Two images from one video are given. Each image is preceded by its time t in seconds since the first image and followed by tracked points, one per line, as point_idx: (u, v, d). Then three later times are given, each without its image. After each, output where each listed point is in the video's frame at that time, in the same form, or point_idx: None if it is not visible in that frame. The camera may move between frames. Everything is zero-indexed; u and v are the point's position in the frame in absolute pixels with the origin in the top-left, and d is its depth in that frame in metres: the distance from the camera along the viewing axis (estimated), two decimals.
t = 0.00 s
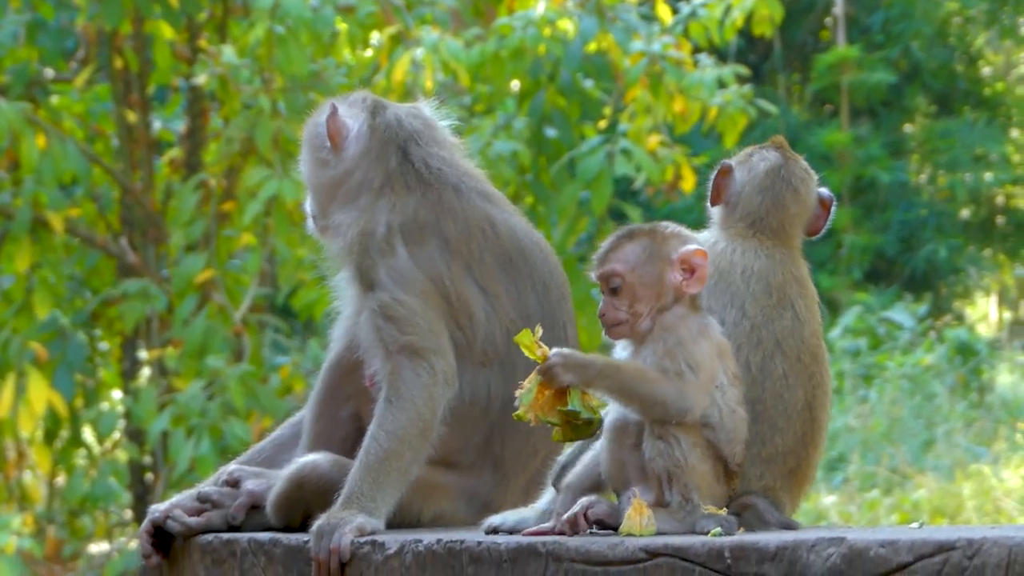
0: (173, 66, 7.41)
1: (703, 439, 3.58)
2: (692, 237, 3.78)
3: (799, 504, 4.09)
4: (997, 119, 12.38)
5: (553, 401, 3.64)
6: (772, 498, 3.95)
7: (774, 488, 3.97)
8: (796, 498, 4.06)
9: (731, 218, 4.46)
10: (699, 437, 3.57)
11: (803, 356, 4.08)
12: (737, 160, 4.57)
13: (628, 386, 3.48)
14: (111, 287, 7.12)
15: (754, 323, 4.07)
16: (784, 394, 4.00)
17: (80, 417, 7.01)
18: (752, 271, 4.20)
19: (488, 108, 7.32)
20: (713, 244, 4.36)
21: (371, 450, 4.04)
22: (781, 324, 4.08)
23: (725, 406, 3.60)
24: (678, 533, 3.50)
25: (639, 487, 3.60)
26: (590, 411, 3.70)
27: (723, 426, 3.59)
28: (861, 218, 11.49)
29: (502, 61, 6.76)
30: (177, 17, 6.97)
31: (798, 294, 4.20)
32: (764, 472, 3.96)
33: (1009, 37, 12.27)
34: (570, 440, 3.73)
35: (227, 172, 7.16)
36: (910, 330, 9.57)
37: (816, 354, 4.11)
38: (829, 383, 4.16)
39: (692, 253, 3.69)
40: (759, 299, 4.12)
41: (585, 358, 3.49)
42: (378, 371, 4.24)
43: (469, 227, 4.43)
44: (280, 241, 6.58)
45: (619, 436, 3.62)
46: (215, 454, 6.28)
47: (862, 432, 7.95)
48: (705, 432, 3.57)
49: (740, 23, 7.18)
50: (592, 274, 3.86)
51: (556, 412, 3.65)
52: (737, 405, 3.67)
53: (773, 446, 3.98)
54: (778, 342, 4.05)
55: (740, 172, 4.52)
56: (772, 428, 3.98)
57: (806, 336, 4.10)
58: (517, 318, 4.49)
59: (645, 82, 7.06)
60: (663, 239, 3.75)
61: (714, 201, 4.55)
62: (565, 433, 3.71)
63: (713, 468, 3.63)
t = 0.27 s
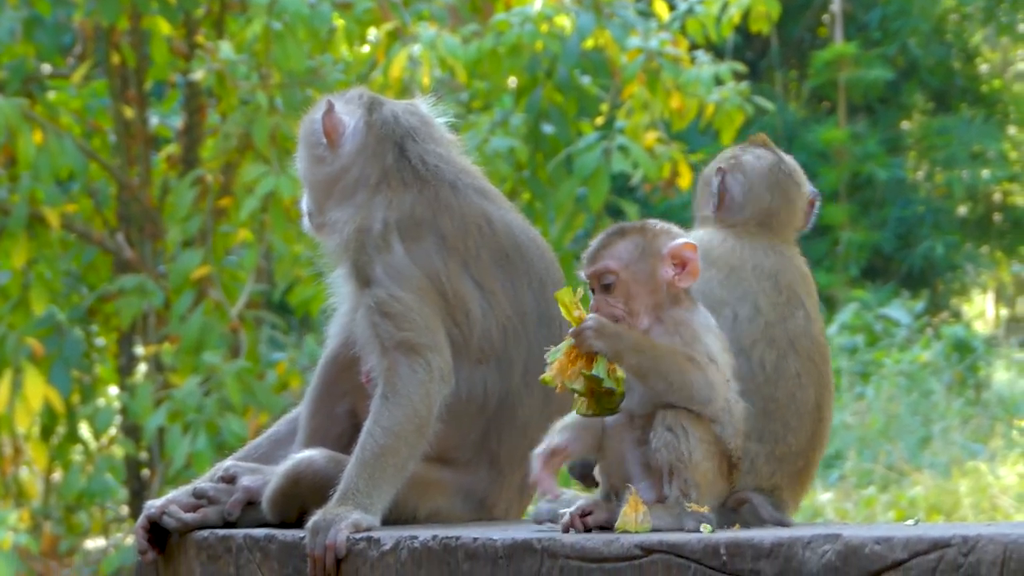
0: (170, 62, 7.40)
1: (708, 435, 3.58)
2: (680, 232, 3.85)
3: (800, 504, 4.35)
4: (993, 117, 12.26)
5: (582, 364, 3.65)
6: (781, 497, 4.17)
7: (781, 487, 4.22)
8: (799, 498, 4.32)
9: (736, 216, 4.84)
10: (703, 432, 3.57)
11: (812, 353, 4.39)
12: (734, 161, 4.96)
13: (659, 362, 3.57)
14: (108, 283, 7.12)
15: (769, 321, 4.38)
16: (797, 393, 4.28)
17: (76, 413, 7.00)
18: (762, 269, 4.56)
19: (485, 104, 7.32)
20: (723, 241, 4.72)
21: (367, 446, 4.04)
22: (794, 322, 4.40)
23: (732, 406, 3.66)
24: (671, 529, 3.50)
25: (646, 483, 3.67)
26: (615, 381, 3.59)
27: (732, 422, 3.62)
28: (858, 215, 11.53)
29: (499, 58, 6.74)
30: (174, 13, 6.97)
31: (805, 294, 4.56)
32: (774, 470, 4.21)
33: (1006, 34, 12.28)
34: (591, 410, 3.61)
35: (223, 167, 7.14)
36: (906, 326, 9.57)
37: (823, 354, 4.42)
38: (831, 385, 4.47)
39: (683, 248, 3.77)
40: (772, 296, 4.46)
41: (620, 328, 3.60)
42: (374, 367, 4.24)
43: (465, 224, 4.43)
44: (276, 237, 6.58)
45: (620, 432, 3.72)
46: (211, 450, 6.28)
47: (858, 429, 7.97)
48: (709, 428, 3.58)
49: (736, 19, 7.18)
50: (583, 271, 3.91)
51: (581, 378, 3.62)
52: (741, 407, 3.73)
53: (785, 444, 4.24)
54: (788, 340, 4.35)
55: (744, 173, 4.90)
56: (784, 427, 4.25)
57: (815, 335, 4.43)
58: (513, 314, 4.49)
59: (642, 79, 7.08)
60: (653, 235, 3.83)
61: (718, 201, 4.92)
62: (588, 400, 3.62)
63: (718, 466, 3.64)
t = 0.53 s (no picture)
0: (166, 58, 7.39)
1: (704, 435, 3.64)
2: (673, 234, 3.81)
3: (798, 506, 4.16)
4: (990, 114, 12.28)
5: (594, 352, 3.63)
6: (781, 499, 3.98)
7: (783, 490, 4.02)
8: (797, 500, 4.12)
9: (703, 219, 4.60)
10: (700, 431, 3.63)
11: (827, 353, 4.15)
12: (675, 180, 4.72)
13: (661, 361, 3.59)
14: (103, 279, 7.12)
15: (793, 322, 4.09)
16: (816, 394, 4.04)
17: (71, 409, 7.00)
18: (784, 269, 4.23)
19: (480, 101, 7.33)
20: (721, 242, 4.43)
21: (361, 443, 4.04)
22: (813, 322, 4.13)
23: (730, 405, 3.69)
24: (665, 525, 3.51)
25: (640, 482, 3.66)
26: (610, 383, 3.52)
27: (729, 421, 3.67)
28: (853, 212, 11.52)
29: (494, 55, 6.74)
30: (170, 9, 6.96)
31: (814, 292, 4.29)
32: (781, 471, 4.00)
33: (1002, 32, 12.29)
34: (568, 406, 3.56)
35: (219, 163, 7.20)
36: (901, 324, 9.58)
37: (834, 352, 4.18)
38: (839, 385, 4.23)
39: (672, 253, 3.73)
40: (793, 295, 4.15)
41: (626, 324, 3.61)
42: (369, 364, 4.25)
43: (460, 220, 4.43)
44: (272, 233, 6.58)
45: (619, 425, 3.68)
46: (206, 446, 6.28)
47: (854, 426, 8.03)
48: (708, 427, 3.64)
49: (732, 16, 7.19)
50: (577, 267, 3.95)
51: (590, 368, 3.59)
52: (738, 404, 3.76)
53: (795, 447, 4.01)
54: (813, 343, 4.09)
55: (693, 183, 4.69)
56: (797, 429, 4.01)
57: (828, 333, 4.19)
58: (508, 311, 4.49)
59: (638, 76, 7.08)
60: (645, 236, 3.80)
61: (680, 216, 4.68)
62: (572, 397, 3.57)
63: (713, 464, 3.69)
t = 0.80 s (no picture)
0: (162, 56, 7.39)
1: (702, 433, 3.64)
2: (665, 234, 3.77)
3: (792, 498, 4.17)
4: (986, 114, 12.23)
5: (604, 353, 3.58)
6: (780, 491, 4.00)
7: (781, 483, 4.03)
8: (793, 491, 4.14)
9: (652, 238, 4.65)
10: (698, 430, 3.63)
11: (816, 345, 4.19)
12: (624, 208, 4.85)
13: (660, 359, 3.58)
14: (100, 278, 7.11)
15: (787, 313, 4.11)
16: (813, 386, 4.07)
17: (68, 407, 7.00)
18: (768, 266, 4.27)
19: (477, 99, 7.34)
20: (697, 247, 4.46)
21: (359, 441, 4.04)
22: (804, 313, 4.18)
23: (727, 403, 3.69)
24: (663, 523, 3.52)
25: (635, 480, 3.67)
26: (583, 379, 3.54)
27: (726, 420, 3.67)
28: (849, 211, 11.50)
29: (491, 53, 6.74)
30: (167, 7, 6.95)
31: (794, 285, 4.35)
32: (779, 464, 4.02)
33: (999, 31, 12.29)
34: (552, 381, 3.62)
35: (216, 162, 7.19)
36: (898, 322, 9.58)
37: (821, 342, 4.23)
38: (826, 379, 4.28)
39: (666, 256, 3.70)
40: (782, 288, 4.20)
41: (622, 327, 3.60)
42: (366, 363, 4.25)
43: (456, 218, 4.43)
44: (268, 232, 6.58)
45: (615, 423, 3.70)
46: (203, 444, 6.28)
47: (850, 425, 8.02)
48: (705, 426, 3.64)
49: (729, 15, 7.19)
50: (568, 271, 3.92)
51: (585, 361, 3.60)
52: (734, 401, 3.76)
53: (793, 439, 4.03)
54: (807, 335, 4.10)
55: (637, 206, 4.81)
56: (795, 421, 4.03)
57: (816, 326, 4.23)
58: (505, 310, 4.49)
59: (635, 74, 7.07)
60: (637, 238, 3.77)
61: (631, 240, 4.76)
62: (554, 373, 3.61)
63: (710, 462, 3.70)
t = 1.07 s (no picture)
0: (158, 54, 7.38)
1: (697, 431, 3.59)
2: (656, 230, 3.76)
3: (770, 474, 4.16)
4: (982, 111, 12.22)
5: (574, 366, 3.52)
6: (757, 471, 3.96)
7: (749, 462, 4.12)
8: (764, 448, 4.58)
9: (557, 274, 4.18)
10: (694, 429, 3.58)
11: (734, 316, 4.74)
12: (519, 223, 4.20)
13: (654, 371, 3.50)
14: (95, 275, 7.10)
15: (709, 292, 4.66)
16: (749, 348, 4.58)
17: (64, 405, 7.00)
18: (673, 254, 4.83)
19: (473, 97, 7.34)
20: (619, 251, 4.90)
21: (354, 439, 4.04)
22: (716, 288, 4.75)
23: (721, 397, 3.64)
24: (663, 523, 3.51)
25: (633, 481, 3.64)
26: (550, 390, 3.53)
27: (721, 415, 3.62)
28: (845, 209, 11.52)
29: (486, 51, 6.73)
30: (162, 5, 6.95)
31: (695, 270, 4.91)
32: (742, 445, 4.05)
33: (994, 29, 12.29)
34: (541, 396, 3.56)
35: (211, 160, 7.13)
36: (894, 320, 9.58)
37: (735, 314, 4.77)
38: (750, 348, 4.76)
39: (671, 251, 3.66)
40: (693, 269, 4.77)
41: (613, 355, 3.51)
42: (361, 361, 4.25)
43: (451, 216, 4.44)
44: (264, 230, 6.58)
45: (609, 428, 3.65)
46: (199, 442, 6.28)
47: (845, 422, 8.03)
48: (701, 424, 3.59)
49: (724, 13, 7.20)
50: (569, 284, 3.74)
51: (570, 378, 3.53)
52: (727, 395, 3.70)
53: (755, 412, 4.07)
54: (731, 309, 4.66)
55: (539, 224, 4.19)
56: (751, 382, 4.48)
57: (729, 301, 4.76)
58: (500, 307, 4.50)
59: (630, 72, 7.07)
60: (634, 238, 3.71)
61: (517, 268, 4.23)
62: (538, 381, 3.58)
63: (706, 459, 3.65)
